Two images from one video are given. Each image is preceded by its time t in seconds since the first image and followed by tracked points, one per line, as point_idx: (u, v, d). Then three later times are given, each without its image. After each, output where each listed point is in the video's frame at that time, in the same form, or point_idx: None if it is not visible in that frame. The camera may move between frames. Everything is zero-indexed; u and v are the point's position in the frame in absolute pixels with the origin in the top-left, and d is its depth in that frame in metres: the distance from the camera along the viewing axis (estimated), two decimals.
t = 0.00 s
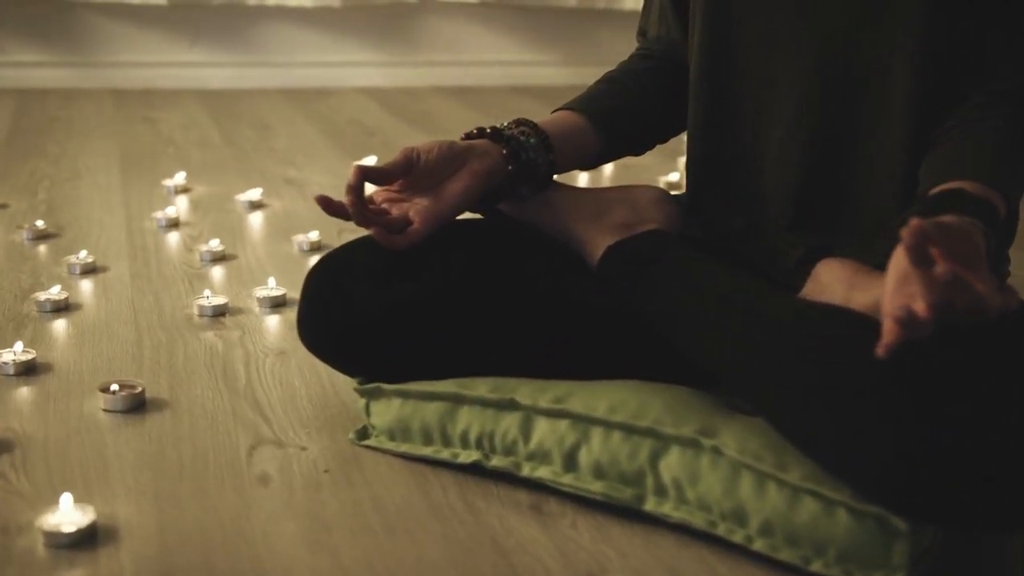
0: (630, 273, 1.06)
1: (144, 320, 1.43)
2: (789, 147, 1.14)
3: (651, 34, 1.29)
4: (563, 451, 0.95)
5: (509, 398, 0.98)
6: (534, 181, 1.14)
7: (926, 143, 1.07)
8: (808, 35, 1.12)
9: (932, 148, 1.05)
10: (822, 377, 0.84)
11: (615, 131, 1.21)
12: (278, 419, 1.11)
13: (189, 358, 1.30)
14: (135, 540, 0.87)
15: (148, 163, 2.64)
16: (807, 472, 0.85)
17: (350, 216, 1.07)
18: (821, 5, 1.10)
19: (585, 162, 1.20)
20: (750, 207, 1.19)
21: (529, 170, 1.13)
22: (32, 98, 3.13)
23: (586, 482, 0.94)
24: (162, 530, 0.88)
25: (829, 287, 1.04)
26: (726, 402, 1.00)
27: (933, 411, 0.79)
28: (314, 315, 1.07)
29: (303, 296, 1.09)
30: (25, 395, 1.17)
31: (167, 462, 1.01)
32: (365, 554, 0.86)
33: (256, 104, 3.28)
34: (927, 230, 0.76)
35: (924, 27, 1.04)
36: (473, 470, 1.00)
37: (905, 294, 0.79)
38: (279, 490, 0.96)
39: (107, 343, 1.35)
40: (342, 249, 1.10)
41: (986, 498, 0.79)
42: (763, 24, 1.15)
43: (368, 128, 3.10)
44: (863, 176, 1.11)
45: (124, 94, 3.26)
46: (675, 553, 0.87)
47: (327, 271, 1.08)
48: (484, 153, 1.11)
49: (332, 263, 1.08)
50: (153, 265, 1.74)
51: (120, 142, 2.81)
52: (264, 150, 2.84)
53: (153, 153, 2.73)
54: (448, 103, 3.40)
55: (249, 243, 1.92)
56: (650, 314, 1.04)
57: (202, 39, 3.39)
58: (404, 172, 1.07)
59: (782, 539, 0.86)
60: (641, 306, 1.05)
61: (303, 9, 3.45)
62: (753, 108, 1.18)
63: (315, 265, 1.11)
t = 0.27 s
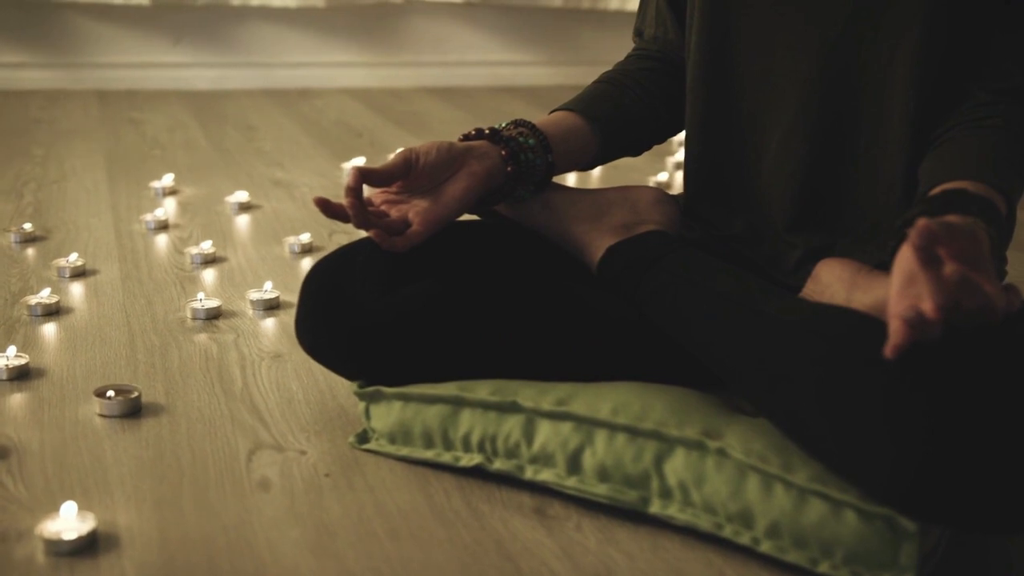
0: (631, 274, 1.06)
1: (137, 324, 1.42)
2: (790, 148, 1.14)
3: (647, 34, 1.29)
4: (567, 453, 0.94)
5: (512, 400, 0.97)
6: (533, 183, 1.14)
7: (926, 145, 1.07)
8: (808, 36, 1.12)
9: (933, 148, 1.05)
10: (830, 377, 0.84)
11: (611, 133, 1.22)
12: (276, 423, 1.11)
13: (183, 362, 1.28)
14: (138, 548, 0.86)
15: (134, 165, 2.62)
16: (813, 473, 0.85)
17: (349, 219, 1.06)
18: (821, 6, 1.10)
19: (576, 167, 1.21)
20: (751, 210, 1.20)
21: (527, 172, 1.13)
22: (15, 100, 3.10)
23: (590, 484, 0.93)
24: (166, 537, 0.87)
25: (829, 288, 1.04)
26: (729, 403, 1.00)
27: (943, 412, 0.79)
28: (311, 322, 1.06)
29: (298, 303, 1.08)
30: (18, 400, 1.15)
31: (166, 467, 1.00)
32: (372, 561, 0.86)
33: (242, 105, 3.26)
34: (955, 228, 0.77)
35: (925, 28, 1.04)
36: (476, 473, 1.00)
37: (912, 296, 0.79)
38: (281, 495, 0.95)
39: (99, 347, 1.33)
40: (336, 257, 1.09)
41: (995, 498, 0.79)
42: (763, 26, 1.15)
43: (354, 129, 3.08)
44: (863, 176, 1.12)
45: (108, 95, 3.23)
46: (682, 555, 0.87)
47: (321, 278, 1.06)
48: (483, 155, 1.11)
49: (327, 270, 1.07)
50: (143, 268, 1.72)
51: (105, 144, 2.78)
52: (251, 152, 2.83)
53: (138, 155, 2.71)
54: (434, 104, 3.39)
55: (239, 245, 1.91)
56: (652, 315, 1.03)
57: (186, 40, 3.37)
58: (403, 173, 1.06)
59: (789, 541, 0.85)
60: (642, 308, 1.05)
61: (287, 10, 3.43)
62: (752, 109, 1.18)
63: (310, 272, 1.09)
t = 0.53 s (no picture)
0: (629, 276, 1.05)
1: (127, 328, 1.41)
2: (785, 148, 1.14)
3: (642, 35, 1.30)
4: (568, 456, 0.94)
5: (513, 403, 0.97)
6: (530, 185, 1.14)
7: (921, 145, 1.07)
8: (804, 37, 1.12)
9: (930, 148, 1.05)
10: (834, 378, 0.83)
11: (607, 134, 1.22)
12: (273, 427, 1.10)
13: (175, 366, 1.27)
14: (137, 556, 0.85)
15: (118, 167, 2.60)
16: (817, 473, 0.85)
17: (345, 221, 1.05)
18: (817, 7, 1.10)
19: (569, 168, 1.20)
20: (747, 209, 1.19)
21: (524, 174, 1.13)
22: None
23: (592, 487, 0.93)
24: (165, 546, 0.86)
25: (829, 288, 1.05)
26: (730, 404, 1.00)
27: (948, 411, 0.79)
28: (305, 326, 1.06)
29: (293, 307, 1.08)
30: (10, 406, 1.14)
31: (163, 473, 0.98)
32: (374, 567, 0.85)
33: (226, 106, 3.25)
34: (960, 230, 0.79)
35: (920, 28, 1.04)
36: (476, 476, 0.99)
37: (915, 296, 0.80)
38: (281, 501, 0.94)
39: (91, 351, 1.32)
40: (330, 259, 1.09)
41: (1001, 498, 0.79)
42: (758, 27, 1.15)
43: (339, 130, 3.07)
44: (859, 176, 1.11)
45: (90, 97, 3.21)
46: (686, 558, 0.87)
47: (314, 282, 1.06)
48: (479, 156, 1.11)
49: (320, 274, 1.07)
50: (132, 271, 1.71)
51: (88, 146, 2.76)
52: (235, 154, 2.81)
53: (122, 157, 2.69)
54: (419, 105, 3.38)
55: (227, 247, 1.90)
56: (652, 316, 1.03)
57: (168, 41, 3.34)
58: (401, 175, 1.06)
59: (794, 542, 0.85)
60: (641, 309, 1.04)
61: (268, 10, 3.41)
62: (748, 110, 1.18)
63: (305, 275, 1.09)
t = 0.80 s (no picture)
0: (627, 278, 1.05)
1: (118, 332, 1.39)
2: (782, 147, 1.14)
3: (635, 37, 1.30)
4: (569, 458, 0.93)
5: (513, 405, 0.97)
6: (526, 185, 1.14)
7: (921, 144, 1.07)
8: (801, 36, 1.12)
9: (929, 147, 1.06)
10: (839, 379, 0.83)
11: (603, 134, 1.22)
12: (269, 431, 1.09)
13: (168, 370, 1.26)
14: (137, 564, 0.84)
15: (101, 170, 2.58)
16: (820, 474, 0.85)
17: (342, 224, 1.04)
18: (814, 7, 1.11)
19: (566, 169, 1.20)
20: (744, 208, 1.19)
21: (521, 174, 1.13)
22: None
23: (594, 489, 0.92)
24: (166, 553, 0.86)
25: (827, 288, 1.05)
26: (730, 405, 1.00)
27: (952, 412, 0.79)
28: (302, 331, 1.07)
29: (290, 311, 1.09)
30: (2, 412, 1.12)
31: (160, 479, 0.97)
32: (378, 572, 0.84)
33: (209, 107, 3.23)
34: (967, 233, 0.78)
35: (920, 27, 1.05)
36: (475, 479, 0.99)
37: (919, 297, 0.79)
38: (280, 506, 0.93)
39: (82, 355, 1.31)
40: (326, 263, 1.10)
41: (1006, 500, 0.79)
42: (755, 26, 1.16)
43: (324, 131, 3.06)
44: (857, 175, 1.12)
45: (72, 99, 3.18)
46: (690, 559, 0.87)
47: (309, 289, 1.07)
48: (476, 157, 1.10)
49: (315, 280, 1.08)
50: (119, 274, 1.69)
51: (71, 148, 2.74)
52: (220, 155, 2.79)
53: (105, 159, 2.67)
54: (403, 106, 3.36)
55: (215, 249, 1.88)
56: (651, 318, 1.03)
57: (149, 42, 3.32)
58: (397, 177, 1.05)
59: (799, 543, 0.85)
60: (640, 310, 1.04)
61: (251, 10, 3.39)
62: (745, 109, 1.18)
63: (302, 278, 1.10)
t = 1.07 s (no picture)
0: (623, 279, 1.05)
1: (106, 337, 1.38)
2: (776, 146, 1.15)
3: (627, 37, 1.30)
4: (569, 460, 0.93)
5: (511, 408, 0.96)
6: (521, 187, 1.13)
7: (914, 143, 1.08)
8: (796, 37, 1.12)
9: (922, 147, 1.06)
10: (839, 379, 0.83)
11: (596, 136, 1.22)
12: (263, 436, 1.08)
13: (159, 375, 1.25)
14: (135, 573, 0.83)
15: (82, 172, 2.55)
16: (821, 474, 0.85)
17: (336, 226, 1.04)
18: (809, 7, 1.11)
19: (560, 170, 1.20)
20: (737, 208, 1.19)
21: (515, 176, 1.13)
22: None
23: (593, 491, 0.92)
24: (164, 561, 0.85)
25: (822, 288, 1.05)
26: (728, 406, 1.00)
27: (955, 412, 0.79)
28: (296, 334, 1.06)
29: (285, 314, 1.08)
30: None
31: (155, 485, 0.97)
32: None
33: (190, 109, 3.20)
34: (970, 237, 0.78)
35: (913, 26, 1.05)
36: (473, 482, 0.98)
37: (918, 297, 0.79)
38: (278, 511, 0.93)
39: (71, 360, 1.29)
40: (320, 265, 1.09)
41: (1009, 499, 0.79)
42: (749, 26, 1.16)
43: (306, 133, 3.04)
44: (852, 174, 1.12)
45: (51, 100, 3.16)
46: (691, 561, 0.86)
47: (302, 293, 1.06)
48: (470, 159, 1.10)
49: (309, 283, 1.07)
50: (105, 278, 1.68)
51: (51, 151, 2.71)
52: (202, 157, 2.77)
53: (86, 162, 2.65)
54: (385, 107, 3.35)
55: (201, 252, 1.87)
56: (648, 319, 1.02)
57: (126, 44, 3.28)
58: (391, 179, 1.05)
59: (800, 544, 0.85)
60: (637, 312, 1.04)
61: (229, 10, 3.34)
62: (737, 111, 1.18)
63: (296, 280, 1.09)
